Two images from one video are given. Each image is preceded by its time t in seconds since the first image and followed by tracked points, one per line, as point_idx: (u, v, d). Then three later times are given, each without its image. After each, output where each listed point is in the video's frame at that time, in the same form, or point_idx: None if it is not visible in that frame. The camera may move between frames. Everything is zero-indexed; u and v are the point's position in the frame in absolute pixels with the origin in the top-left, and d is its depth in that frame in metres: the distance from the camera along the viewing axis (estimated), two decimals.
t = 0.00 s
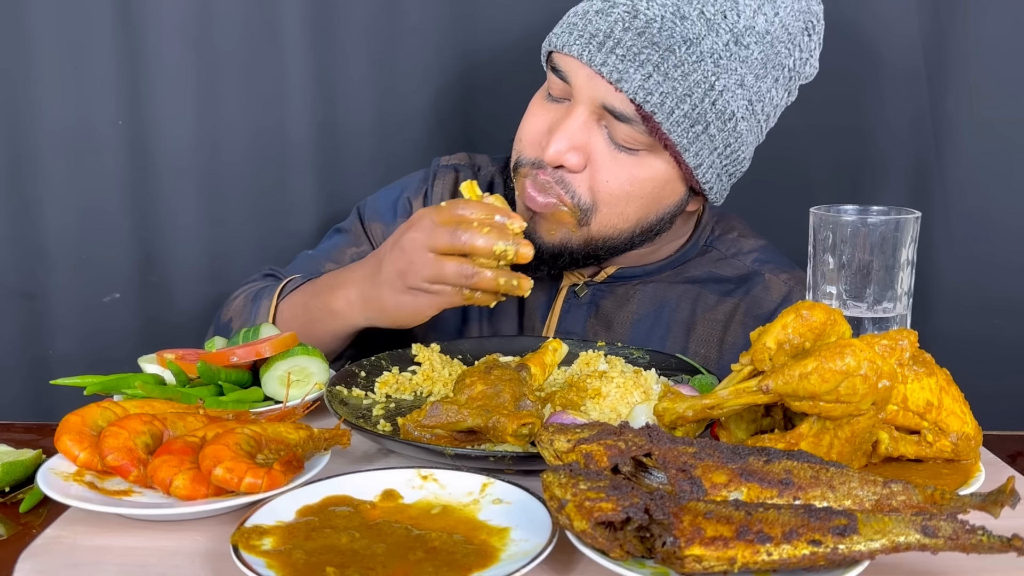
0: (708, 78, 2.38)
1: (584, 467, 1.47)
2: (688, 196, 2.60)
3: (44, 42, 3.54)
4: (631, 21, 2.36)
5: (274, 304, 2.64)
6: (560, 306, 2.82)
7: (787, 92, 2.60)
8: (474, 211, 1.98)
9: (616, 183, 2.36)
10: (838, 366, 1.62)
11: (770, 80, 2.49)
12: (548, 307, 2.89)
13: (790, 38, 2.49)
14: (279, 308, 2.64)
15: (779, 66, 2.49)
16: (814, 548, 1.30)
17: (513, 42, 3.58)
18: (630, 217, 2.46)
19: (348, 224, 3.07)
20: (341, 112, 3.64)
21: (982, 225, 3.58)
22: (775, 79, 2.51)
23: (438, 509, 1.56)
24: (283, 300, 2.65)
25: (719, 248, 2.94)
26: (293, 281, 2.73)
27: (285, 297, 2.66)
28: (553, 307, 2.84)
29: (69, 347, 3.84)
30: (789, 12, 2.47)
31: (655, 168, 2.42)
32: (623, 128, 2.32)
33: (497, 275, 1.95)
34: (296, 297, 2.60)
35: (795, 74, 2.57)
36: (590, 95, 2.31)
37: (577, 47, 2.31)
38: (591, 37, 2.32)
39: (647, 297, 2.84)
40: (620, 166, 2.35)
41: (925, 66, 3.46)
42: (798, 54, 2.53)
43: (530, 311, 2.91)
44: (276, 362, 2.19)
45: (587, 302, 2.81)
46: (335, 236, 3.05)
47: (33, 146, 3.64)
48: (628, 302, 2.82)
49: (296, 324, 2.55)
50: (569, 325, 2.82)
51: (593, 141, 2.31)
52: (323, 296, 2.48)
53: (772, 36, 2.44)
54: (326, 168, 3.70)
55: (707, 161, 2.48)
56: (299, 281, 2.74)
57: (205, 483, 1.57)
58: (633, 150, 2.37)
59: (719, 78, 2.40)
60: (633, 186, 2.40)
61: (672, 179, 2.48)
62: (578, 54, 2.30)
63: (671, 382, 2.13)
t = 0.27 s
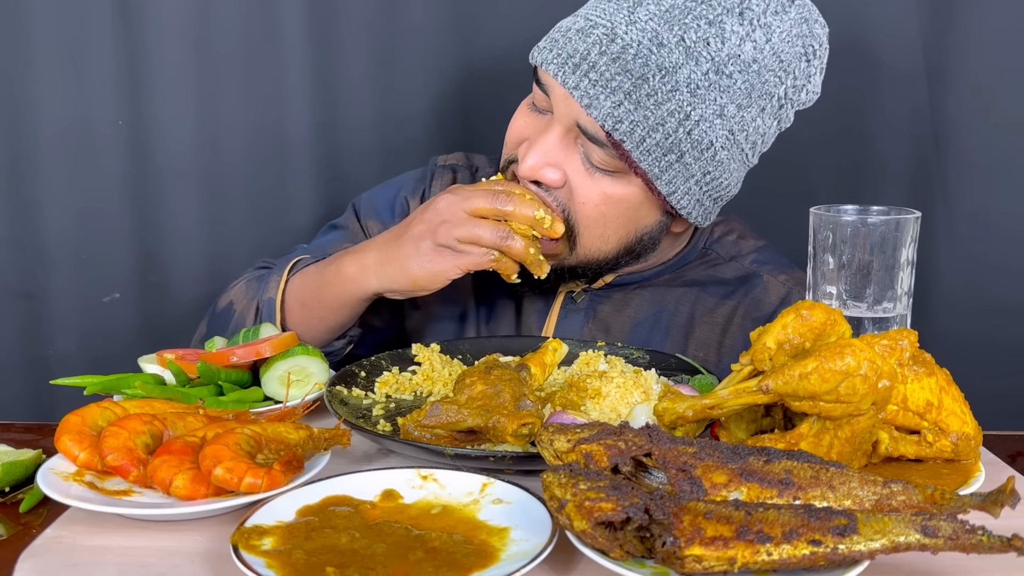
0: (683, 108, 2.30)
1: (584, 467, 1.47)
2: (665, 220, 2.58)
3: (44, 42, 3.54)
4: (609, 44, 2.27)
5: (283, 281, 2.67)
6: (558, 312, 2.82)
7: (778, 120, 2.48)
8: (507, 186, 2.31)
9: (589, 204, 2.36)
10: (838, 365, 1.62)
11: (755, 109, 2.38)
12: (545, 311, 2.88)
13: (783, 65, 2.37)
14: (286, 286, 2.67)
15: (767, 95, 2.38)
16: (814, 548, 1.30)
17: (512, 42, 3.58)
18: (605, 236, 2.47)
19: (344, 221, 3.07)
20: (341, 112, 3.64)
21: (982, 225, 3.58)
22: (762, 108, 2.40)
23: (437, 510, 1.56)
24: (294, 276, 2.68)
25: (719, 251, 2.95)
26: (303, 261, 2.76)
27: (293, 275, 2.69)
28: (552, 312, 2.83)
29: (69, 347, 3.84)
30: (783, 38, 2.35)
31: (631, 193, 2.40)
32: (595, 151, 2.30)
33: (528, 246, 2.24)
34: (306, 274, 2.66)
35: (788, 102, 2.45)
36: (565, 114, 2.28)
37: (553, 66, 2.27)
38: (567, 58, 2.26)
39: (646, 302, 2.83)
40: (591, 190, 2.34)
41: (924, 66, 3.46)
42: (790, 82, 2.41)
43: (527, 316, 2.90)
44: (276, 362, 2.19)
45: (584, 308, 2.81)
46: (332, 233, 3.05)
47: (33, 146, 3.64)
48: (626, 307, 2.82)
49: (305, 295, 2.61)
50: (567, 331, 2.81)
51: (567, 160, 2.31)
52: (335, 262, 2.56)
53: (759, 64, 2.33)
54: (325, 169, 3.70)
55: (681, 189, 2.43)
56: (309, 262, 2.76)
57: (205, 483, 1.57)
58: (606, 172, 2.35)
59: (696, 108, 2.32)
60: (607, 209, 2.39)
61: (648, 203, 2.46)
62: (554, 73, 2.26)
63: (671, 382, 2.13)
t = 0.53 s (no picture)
0: (646, 115, 2.21)
1: (584, 468, 1.45)
2: (636, 227, 2.52)
3: (40, 40, 3.53)
4: (564, 53, 2.17)
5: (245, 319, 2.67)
6: (523, 313, 2.77)
7: (744, 118, 2.38)
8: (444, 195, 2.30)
9: (552, 218, 2.30)
10: (841, 366, 1.60)
11: (722, 110, 2.29)
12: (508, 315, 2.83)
13: (747, 63, 2.26)
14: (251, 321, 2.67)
15: (732, 95, 2.28)
16: (817, 550, 1.29)
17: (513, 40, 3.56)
18: (572, 248, 2.40)
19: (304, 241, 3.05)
20: (340, 111, 3.63)
21: (985, 225, 3.56)
22: (728, 108, 2.30)
23: (436, 512, 1.54)
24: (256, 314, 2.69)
25: (687, 252, 2.94)
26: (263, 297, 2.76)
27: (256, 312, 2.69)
28: (514, 315, 2.79)
29: (67, 347, 3.83)
30: (746, 34, 2.22)
31: (596, 204, 2.33)
32: (556, 165, 2.23)
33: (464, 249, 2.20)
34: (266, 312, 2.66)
35: (754, 99, 2.35)
36: (523, 128, 2.21)
37: (507, 80, 2.19)
38: (522, 70, 2.18)
39: (613, 307, 2.79)
40: (556, 203, 2.28)
41: (927, 65, 3.44)
42: (755, 79, 2.30)
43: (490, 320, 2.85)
44: (274, 363, 2.18)
45: (550, 310, 2.76)
46: (293, 254, 3.05)
47: (29, 145, 3.63)
48: (592, 312, 2.78)
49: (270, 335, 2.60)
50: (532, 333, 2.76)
51: (528, 175, 2.24)
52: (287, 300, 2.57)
53: (722, 64, 2.21)
54: (324, 168, 3.69)
55: (649, 197, 2.35)
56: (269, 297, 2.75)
57: (202, 485, 1.55)
58: (570, 185, 2.28)
59: (660, 115, 2.22)
60: (572, 222, 2.32)
61: (614, 214, 2.39)
62: (509, 86, 2.19)
63: (671, 382, 2.12)
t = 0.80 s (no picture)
0: (660, 106, 2.22)
1: (584, 468, 1.45)
2: (650, 218, 2.52)
3: (41, 40, 3.53)
4: (576, 48, 2.18)
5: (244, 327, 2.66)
6: (530, 311, 2.80)
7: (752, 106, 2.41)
8: (406, 201, 2.16)
9: (568, 211, 2.30)
10: (841, 366, 1.60)
11: (732, 98, 2.32)
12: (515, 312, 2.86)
13: (754, 51, 2.29)
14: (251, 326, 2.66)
15: (741, 83, 2.31)
16: (817, 550, 1.29)
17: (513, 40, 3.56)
18: (587, 241, 2.41)
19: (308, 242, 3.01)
20: (341, 111, 3.63)
21: (985, 224, 3.55)
22: (738, 95, 2.33)
23: (436, 512, 1.54)
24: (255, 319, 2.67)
25: (694, 250, 2.93)
26: (260, 302, 2.73)
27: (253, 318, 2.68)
28: (522, 312, 2.82)
29: (66, 347, 3.82)
30: (752, 22, 2.26)
31: (610, 197, 2.34)
32: (572, 159, 2.23)
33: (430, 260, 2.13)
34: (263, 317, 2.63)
35: (762, 87, 2.38)
36: (537, 124, 2.20)
37: (520, 76, 2.19)
38: (535, 67, 2.18)
39: (620, 304, 2.80)
40: (571, 196, 2.28)
41: (928, 65, 3.44)
42: (762, 66, 2.34)
43: (497, 318, 2.88)
44: (274, 363, 2.18)
45: (556, 307, 2.78)
46: (297, 257, 3.02)
47: (29, 145, 3.63)
48: (599, 309, 2.79)
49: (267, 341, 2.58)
50: (539, 330, 2.79)
51: (544, 170, 2.24)
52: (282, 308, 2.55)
53: (732, 52, 2.25)
54: (325, 168, 3.68)
55: (664, 188, 2.35)
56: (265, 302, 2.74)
57: (202, 485, 1.55)
58: (585, 179, 2.28)
59: (673, 105, 2.23)
60: (587, 215, 2.33)
61: (629, 205, 2.39)
62: (523, 83, 2.18)
63: (671, 382, 2.12)
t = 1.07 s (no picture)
0: (688, 67, 2.31)
1: (584, 468, 1.45)
2: (676, 192, 2.53)
3: (40, 41, 3.53)
4: (604, 13, 2.28)
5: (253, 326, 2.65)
6: (537, 307, 2.81)
7: (762, 80, 2.54)
8: (367, 251, 2.01)
9: (600, 181, 2.30)
10: (841, 366, 1.60)
11: (747, 65, 2.45)
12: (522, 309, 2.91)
13: (762, 21, 2.45)
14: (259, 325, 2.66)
15: (754, 51, 2.45)
16: (817, 550, 1.29)
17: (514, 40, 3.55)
18: (617, 215, 2.40)
19: (316, 240, 3.02)
20: (341, 111, 3.62)
21: (984, 224, 3.55)
22: (751, 64, 2.46)
23: (436, 512, 1.54)
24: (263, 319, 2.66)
25: (700, 248, 2.90)
26: (267, 301, 2.73)
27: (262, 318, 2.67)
28: (529, 308, 2.83)
29: (66, 347, 3.82)
30: None
31: (640, 165, 2.35)
32: (605, 125, 2.24)
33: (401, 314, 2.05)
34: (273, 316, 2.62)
35: (769, 60, 2.52)
36: (567, 93, 2.22)
37: (551, 45, 2.22)
38: (564, 33, 2.23)
39: (626, 301, 2.81)
40: (605, 166, 2.28)
41: (927, 65, 3.44)
42: (769, 40, 2.49)
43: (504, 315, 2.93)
44: (274, 363, 2.18)
45: (564, 303, 2.79)
46: (305, 254, 3.02)
47: (29, 145, 3.63)
48: (605, 306, 2.80)
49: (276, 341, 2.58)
50: (546, 326, 2.81)
51: (575, 140, 2.24)
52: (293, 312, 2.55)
53: (745, 20, 2.40)
54: (325, 168, 3.68)
55: (692, 154, 2.39)
56: (272, 302, 2.73)
57: (202, 485, 1.55)
58: (616, 147, 2.29)
59: (699, 66, 2.32)
60: (619, 186, 2.33)
61: (658, 175, 2.41)
62: (553, 52, 2.22)
63: (671, 382, 2.11)
